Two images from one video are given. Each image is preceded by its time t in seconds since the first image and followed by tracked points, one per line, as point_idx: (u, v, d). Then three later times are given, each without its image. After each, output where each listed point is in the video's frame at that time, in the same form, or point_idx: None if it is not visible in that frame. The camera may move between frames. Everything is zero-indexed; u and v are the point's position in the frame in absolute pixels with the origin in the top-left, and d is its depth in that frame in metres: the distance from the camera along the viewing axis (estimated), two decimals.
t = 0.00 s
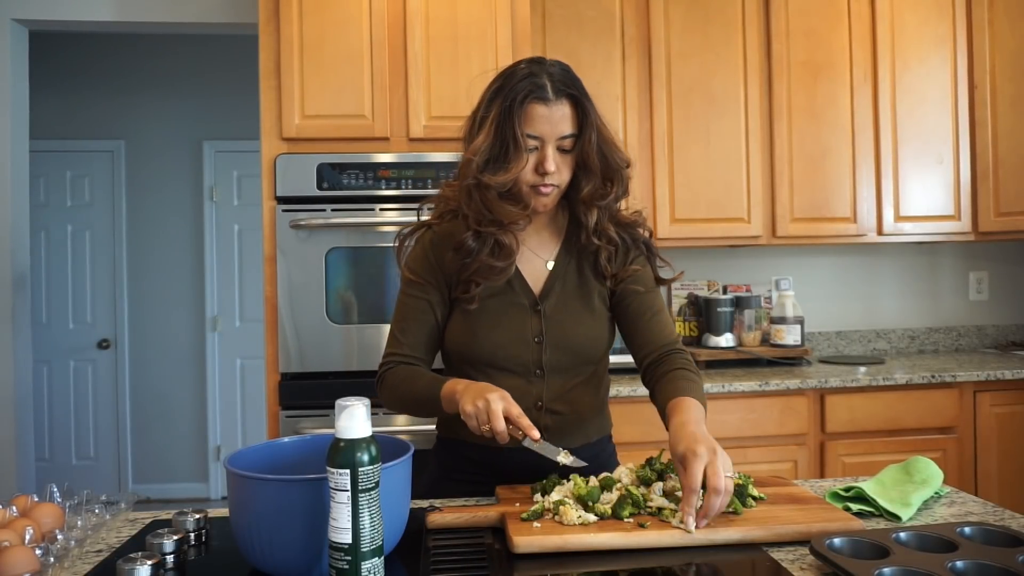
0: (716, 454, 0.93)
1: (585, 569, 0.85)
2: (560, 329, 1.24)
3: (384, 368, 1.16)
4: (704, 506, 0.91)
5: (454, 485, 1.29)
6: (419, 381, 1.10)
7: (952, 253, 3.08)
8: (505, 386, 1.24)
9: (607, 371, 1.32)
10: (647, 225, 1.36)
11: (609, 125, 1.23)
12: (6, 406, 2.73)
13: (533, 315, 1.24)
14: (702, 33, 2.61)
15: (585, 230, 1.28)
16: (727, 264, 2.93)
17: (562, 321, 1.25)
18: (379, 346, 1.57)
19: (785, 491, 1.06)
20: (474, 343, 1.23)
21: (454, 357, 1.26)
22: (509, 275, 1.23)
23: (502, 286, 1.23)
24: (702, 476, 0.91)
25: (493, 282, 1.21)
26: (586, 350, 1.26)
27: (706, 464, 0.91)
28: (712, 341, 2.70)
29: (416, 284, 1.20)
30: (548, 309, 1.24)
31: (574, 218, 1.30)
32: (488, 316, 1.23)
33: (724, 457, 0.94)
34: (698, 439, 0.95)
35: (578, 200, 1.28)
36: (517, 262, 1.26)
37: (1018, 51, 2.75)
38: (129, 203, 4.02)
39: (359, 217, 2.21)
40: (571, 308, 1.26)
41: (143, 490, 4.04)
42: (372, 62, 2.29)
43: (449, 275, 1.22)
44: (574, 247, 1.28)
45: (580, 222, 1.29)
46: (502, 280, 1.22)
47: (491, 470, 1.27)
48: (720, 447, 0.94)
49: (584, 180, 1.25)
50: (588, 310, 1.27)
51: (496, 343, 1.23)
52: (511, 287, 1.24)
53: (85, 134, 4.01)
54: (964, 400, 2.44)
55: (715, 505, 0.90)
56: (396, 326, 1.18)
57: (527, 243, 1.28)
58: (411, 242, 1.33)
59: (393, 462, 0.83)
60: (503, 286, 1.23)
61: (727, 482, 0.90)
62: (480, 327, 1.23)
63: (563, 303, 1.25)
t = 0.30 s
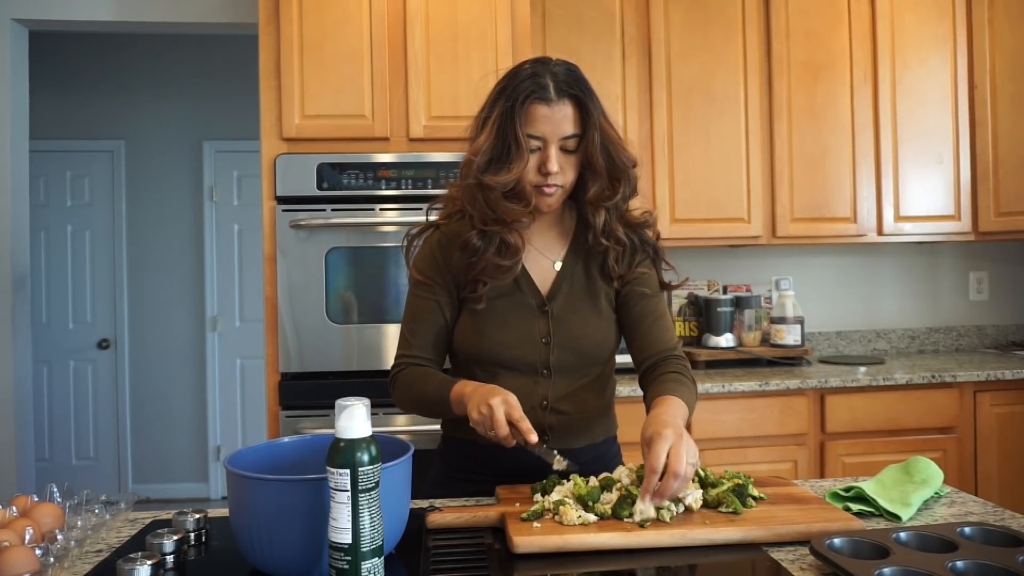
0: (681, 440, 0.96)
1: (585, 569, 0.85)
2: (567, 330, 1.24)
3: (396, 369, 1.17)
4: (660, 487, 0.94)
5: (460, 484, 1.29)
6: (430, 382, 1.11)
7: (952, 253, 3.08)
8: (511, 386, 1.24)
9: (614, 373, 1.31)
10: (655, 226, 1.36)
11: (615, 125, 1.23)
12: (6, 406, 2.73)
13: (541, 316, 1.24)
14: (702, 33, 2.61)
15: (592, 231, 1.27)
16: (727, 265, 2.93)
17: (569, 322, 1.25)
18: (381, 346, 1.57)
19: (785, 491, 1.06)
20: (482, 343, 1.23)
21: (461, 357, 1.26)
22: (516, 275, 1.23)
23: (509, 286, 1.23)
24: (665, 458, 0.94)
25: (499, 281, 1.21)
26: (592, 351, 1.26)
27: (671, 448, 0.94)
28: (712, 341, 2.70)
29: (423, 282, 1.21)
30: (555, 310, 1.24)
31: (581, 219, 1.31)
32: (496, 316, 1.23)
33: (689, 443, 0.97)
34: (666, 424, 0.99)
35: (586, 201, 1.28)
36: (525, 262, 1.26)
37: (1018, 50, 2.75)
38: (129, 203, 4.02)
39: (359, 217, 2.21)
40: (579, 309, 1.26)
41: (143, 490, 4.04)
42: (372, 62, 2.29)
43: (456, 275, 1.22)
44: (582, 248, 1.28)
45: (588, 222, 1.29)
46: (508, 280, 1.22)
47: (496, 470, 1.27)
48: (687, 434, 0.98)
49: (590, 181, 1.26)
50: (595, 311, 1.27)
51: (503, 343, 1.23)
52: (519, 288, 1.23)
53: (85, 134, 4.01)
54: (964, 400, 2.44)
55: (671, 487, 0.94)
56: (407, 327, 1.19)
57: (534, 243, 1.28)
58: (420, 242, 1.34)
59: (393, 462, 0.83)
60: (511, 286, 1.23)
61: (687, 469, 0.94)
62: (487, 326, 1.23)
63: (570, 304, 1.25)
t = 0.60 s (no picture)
0: (680, 449, 0.96)
1: (585, 569, 0.85)
2: (567, 331, 1.24)
3: (415, 371, 1.16)
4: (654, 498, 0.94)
5: (461, 484, 1.29)
6: (453, 387, 1.11)
7: (953, 254, 3.08)
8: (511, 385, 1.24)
9: (614, 374, 1.31)
10: (654, 226, 1.36)
11: (613, 125, 1.23)
12: (6, 406, 2.73)
13: (541, 317, 1.24)
14: (702, 33, 2.61)
15: (591, 232, 1.28)
16: (727, 265, 2.94)
17: (569, 322, 1.25)
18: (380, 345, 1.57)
19: (785, 491, 1.06)
20: (483, 343, 1.23)
21: (462, 357, 1.26)
22: (516, 274, 1.23)
23: (510, 286, 1.23)
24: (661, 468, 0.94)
25: (499, 282, 1.21)
26: (591, 351, 1.26)
27: (668, 458, 0.95)
28: (712, 341, 2.70)
29: (426, 283, 1.21)
30: (556, 309, 1.24)
31: (580, 220, 1.30)
32: (497, 316, 1.23)
33: (690, 454, 0.97)
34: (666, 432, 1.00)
35: (584, 201, 1.28)
36: (526, 262, 1.26)
37: (1018, 50, 2.75)
38: (129, 202, 4.02)
39: (359, 217, 2.21)
40: (579, 309, 1.26)
41: (143, 490, 4.04)
42: (372, 61, 2.29)
43: (456, 275, 1.21)
44: (581, 249, 1.28)
45: (587, 223, 1.29)
46: (508, 280, 1.22)
47: (497, 471, 1.27)
48: (687, 445, 0.98)
49: (589, 181, 1.26)
50: (595, 312, 1.27)
51: (503, 343, 1.22)
52: (519, 287, 1.23)
53: (85, 134, 4.01)
54: (964, 400, 2.44)
55: (666, 500, 0.94)
56: (417, 327, 1.19)
57: (534, 244, 1.28)
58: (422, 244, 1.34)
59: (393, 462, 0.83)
60: (511, 286, 1.23)
61: (682, 480, 0.94)
62: (489, 326, 1.23)
63: (570, 304, 1.25)
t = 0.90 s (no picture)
0: (673, 445, 0.98)
1: (585, 570, 0.85)
2: (574, 331, 1.24)
3: (425, 374, 1.16)
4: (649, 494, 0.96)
5: (463, 485, 1.29)
6: (470, 394, 1.10)
7: (953, 254, 3.08)
8: (518, 386, 1.24)
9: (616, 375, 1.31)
10: (658, 227, 1.36)
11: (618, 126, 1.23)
12: (6, 406, 2.73)
13: (548, 317, 1.24)
14: (702, 33, 2.61)
15: (594, 232, 1.28)
16: (727, 265, 2.94)
17: (576, 323, 1.25)
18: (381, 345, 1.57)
19: (785, 492, 1.06)
20: (490, 343, 1.23)
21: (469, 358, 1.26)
22: (522, 274, 1.23)
23: (517, 286, 1.23)
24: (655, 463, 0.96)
25: (504, 282, 1.21)
26: (598, 351, 1.26)
27: (660, 453, 0.97)
28: (712, 341, 2.70)
29: (430, 282, 1.21)
30: (563, 310, 1.24)
31: (584, 220, 1.31)
32: (505, 317, 1.23)
33: (684, 450, 0.99)
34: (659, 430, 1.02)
35: (589, 203, 1.28)
36: (531, 262, 1.26)
37: (1018, 50, 2.75)
38: (129, 202, 4.02)
39: (359, 217, 2.21)
40: (586, 310, 1.26)
41: (143, 490, 4.04)
42: (372, 62, 2.29)
43: (461, 276, 1.21)
44: (586, 249, 1.28)
45: (591, 224, 1.29)
46: (514, 280, 1.22)
47: (500, 472, 1.27)
48: (681, 441, 1.00)
49: (594, 182, 1.26)
50: (601, 312, 1.27)
51: (511, 343, 1.22)
52: (526, 288, 1.24)
53: (85, 134, 4.01)
54: (964, 400, 2.44)
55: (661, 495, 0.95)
56: (423, 326, 1.18)
57: (539, 244, 1.28)
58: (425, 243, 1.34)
59: (393, 462, 0.83)
60: (518, 286, 1.23)
61: (676, 474, 0.95)
62: (496, 327, 1.23)
63: (577, 305, 1.25)
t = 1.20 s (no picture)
0: (665, 443, 0.99)
1: (585, 570, 0.85)
2: (574, 330, 1.25)
3: (432, 376, 1.16)
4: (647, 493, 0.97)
5: (463, 485, 1.29)
6: (474, 401, 1.10)
7: (952, 254, 3.08)
8: (519, 386, 1.24)
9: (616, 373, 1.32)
10: (655, 226, 1.36)
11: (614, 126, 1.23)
12: (7, 407, 2.73)
13: (548, 317, 1.24)
14: (702, 33, 2.61)
15: (592, 232, 1.28)
16: (727, 265, 2.94)
17: (576, 322, 1.25)
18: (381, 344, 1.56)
19: (785, 492, 1.06)
20: (492, 343, 1.23)
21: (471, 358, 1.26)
22: (523, 275, 1.23)
23: (517, 286, 1.23)
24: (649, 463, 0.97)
25: (505, 283, 1.21)
26: (598, 350, 1.26)
27: (654, 453, 0.97)
28: (712, 342, 2.70)
29: (431, 283, 1.21)
30: (563, 309, 1.24)
31: (582, 220, 1.31)
32: (506, 318, 1.23)
33: (677, 445, 0.99)
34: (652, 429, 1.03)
35: (586, 204, 1.28)
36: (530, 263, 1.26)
37: (1018, 50, 2.75)
38: (129, 202, 4.02)
39: (359, 217, 2.21)
40: (585, 309, 1.26)
41: (143, 490, 4.04)
42: (372, 62, 2.29)
43: (463, 277, 1.21)
44: (583, 249, 1.28)
45: (588, 223, 1.29)
46: (515, 281, 1.22)
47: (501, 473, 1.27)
48: (673, 437, 1.00)
49: (592, 182, 1.26)
50: (601, 311, 1.27)
51: (512, 343, 1.23)
52: (526, 288, 1.24)
53: (85, 134, 4.01)
54: (964, 400, 2.44)
55: (658, 493, 0.96)
56: (426, 328, 1.18)
57: (537, 244, 1.28)
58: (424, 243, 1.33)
59: (393, 462, 0.83)
60: (518, 286, 1.23)
61: (670, 471, 0.96)
62: (497, 327, 1.23)
63: (576, 304, 1.26)
